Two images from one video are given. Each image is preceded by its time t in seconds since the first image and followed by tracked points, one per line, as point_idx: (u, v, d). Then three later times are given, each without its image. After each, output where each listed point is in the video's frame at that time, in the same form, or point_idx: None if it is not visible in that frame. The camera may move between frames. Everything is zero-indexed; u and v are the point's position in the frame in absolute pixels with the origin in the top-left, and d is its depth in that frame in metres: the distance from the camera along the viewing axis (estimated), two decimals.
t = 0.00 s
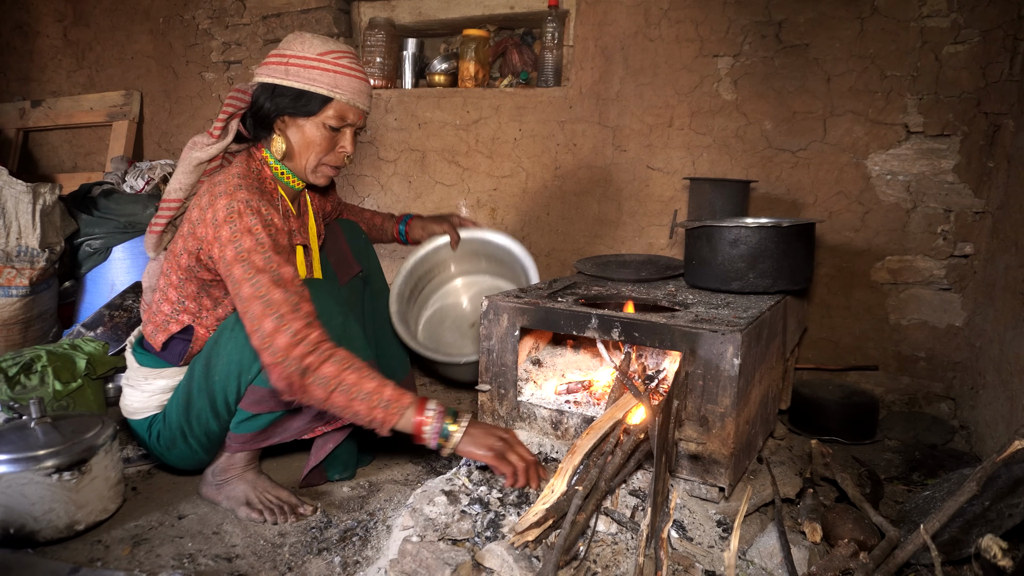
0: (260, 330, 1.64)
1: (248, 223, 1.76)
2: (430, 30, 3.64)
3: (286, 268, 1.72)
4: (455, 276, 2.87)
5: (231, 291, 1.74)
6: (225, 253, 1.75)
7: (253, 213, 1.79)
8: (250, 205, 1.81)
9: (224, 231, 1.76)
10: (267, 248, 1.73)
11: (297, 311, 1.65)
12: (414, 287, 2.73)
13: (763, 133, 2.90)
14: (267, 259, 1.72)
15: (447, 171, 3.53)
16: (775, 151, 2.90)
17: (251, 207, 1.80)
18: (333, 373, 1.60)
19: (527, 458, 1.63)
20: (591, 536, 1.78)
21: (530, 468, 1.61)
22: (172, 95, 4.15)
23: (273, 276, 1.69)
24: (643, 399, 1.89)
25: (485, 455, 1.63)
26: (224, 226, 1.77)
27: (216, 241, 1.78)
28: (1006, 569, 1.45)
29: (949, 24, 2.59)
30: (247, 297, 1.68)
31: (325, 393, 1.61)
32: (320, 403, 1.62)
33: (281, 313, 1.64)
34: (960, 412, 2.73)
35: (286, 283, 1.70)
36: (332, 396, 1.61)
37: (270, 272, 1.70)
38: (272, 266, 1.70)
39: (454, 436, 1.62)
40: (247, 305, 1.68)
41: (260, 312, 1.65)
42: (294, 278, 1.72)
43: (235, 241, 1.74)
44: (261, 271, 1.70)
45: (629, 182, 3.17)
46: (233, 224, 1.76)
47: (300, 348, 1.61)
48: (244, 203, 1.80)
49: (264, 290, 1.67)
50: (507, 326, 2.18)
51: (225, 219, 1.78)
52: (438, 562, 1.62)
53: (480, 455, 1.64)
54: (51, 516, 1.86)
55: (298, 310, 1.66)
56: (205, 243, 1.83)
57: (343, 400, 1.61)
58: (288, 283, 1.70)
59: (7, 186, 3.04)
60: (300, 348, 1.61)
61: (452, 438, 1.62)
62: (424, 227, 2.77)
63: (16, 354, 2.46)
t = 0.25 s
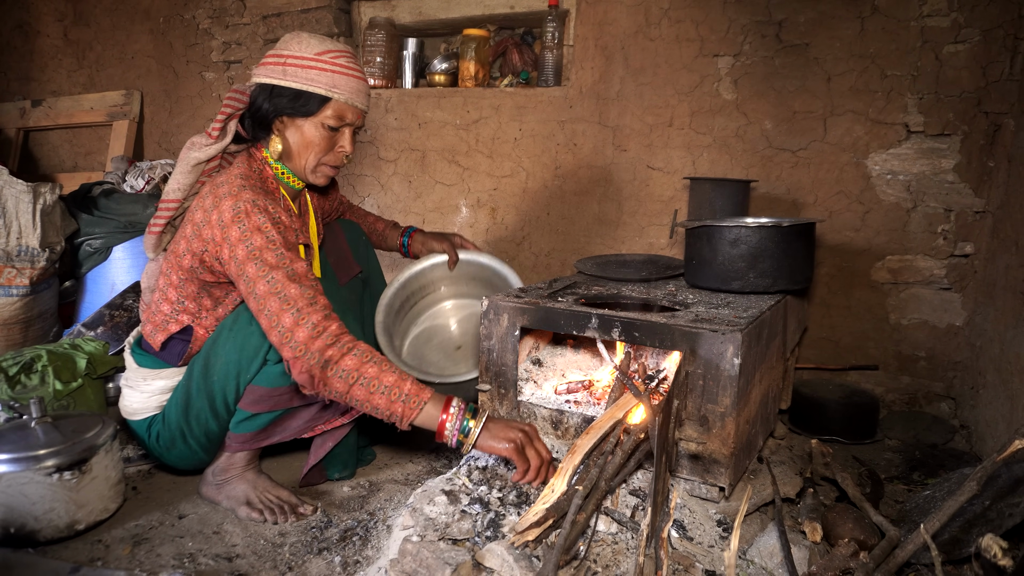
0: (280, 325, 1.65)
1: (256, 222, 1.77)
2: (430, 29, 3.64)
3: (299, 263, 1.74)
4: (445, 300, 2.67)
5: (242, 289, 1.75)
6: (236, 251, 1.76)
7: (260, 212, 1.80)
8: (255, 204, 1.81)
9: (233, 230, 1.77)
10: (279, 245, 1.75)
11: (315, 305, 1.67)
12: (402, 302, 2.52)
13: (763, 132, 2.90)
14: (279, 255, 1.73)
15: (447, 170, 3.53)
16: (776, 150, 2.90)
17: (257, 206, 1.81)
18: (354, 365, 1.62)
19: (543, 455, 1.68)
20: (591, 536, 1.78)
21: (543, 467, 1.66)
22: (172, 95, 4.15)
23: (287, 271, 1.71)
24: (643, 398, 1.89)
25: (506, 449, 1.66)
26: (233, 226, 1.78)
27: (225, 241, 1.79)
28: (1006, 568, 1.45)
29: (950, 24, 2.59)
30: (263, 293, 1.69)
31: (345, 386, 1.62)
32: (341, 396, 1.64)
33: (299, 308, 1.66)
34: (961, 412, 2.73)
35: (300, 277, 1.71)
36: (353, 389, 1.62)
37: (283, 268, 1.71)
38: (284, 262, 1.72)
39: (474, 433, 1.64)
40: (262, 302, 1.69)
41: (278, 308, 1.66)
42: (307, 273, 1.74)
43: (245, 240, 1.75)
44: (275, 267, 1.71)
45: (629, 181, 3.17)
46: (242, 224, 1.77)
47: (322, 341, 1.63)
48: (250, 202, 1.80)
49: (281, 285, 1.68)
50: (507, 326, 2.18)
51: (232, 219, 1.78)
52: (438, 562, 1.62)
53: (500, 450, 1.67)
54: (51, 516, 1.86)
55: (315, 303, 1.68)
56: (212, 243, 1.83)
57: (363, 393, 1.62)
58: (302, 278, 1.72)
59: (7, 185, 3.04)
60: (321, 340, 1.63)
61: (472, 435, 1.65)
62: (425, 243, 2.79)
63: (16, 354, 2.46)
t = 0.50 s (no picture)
0: (274, 336, 1.66)
1: (258, 227, 1.76)
2: (430, 29, 3.63)
3: (298, 272, 1.72)
4: (439, 323, 2.52)
5: (242, 293, 1.75)
6: (236, 256, 1.76)
7: (263, 216, 1.79)
8: (259, 208, 1.80)
9: (235, 234, 1.77)
10: (278, 251, 1.73)
11: (309, 316, 1.66)
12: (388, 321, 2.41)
13: (763, 132, 2.90)
14: (278, 262, 1.72)
15: (447, 170, 3.53)
16: (776, 150, 2.90)
17: (260, 210, 1.80)
18: (348, 378, 1.62)
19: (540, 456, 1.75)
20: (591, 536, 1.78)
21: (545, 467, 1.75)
22: (172, 95, 4.15)
23: (285, 280, 1.69)
24: (643, 398, 1.89)
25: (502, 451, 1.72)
26: (235, 230, 1.77)
27: (227, 245, 1.78)
28: (1006, 568, 1.45)
29: (950, 23, 2.59)
30: (260, 302, 1.70)
31: (341, 397, 1.63)
32: (337, 406, 1.66)
33: (294, 319, 1.65)
34: (961, 412, 2.73)
35: (298, 286, 1.70)
36: (348, 400, 1.63)
37: (281, 276, 1.70)
38: (283, 270, 1.70)
39: (470, 433, 1.66)
40: (259, 310, 1.70)
41: (273, 318, 1.67)
42: (305, 280, 1.72)
43: (246, 245, 1.75)
44: (273, 275, 1.70)
45: (629, 181, 3.17)
46: (243, 229, 1.76)
47: (314, 354, 1.63)
48: (254, 206, 1.80)
49: (277, 295, 1.68)
50: (507, 326, 2.18)
51: (235, 223, 1.78)
52: (438, 561, 1.62)
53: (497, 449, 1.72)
54: (51, 516, 1.86)
55: (310, 314, 1.67)
56: (214, 245, 1.84)
57: (358, 403, 1.63)
58: (299, 287, 1.70)
59: (7, 185, 3.04)
60: (315, 354, 1.63)
61: (467, 434, 1.66)
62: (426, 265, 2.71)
63: (16, 353, 2.45)
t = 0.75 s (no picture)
0: (251, 337, 1.67)
1: (254, 226, 1.77)
2: (430, 29, 3.63)
3: (287, 276, 1.74)
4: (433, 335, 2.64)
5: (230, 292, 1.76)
6: (229, 254, 1.76)
7: (261, 216, 1.79)
8: (259, 208, 1.80)
9: (230, 232, 1.77)
10: (271, 252, 1.74)
11: (289, 324, 1.68)
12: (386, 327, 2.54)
13: (764, 132, 2.90)
14: (268, 264, 1.73)
15: (447, 170, 3.53)
16: (776, 150, 2.90)
17: (260, 210, 1.80)
18: (319, 387, 1.64)
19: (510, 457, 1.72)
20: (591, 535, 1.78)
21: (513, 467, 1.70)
22: (172, 94, 4.15)
23: (273, 283, 1.71)
24: (643, 398, 1.89)
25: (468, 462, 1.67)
26: (231, 228, 1.77)
27: (222, 241, 1.78)
28: (1006, 568, 1.45)
29: (950, 24, 2.59)
30: (244, 301, 1.70)
31: (309, 405, 1.65)
32: (303, 413, 1.67)
33: (274, 322, 1.67)
34: (961, 412, 2.73)
35: (285, 291, 1.72)
36: (316, 408, 1.65)
37: (270, 279, 1.71)
38: (273, 272, 1.72)
39: (434, 449, 1.67)
40: (242, 310, 1.70)
41: (254, 319, 1.68)
42: (292, 287, 1.74)
43: (240, 243, 1.75)
44: (262, 275, 1.71)
45: (629, 181, 3.17)
46: (240, 227, 1.76)
47: (287, 360, 1.65)
48: (253, 205, 1.80)
49: (262, 296, 1.69)
50: (507, 325, 2.18)
51: (232, 221, 1.78)
52: (438, 561, 1.62)
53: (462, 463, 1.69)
54: (51, 515, 1.86)
55: (290, 320, 1.69)
56: (213, 243, 1.83)
57: (326, 412, 1.65)
58: (285, 292, 1.72)
59: (8, 185, 3.04)
60: (288, 360, 1.65)
61: (432, 451, 1.68)
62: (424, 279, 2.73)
63: (16, 353, 2.45)
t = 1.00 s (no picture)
0: (262, 336, 1.66)
1: (256, 227, 1.77)
2: (430, 28, 3.63)
3: (293, 274, 1.73)
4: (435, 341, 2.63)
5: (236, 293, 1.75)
6: (232, 255, 1.76)
7: (262, 217, 1.79)
8: (259, 208, 1.81)
9: (232, 233, 1.77)
10: (274, 252, 1.74)
11: (299, 320, 1.67)
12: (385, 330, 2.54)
13: (764, 132, 2.90)
14: (273, 263, 1.73)
15: (447, 170, 3.53)
16: (776, 150, 2.89)
17: (260, 210, 1.80)
18: (333, 382, 1.62)
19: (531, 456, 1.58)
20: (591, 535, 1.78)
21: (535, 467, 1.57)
22: (172, 94, 4.15)
23: (279, 281, 1.71)
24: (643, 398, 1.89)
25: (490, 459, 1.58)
26: (233, 229, 1.77)
27: (225, 243, 1.78)
28: (1006, 568, 1.45)
29: (950, 23, 2.59)
30: (251, 301, 1.70)
31: (326, 400, 1.63)
32: (321, 409, 1.65)
33: (284, 319, 1.66)
34: (961, 412, 2.73)
35: (292, 288, 1.71)
36: (333, 404, 1.63)
37: (275, 277, 1.71)
38: (278, 270, 1.71)
39: (455, 445, 1.59)
40: (250, 310, 1.70)
41: (263, 317, 1.67)
42: (299, 283, 1.73)
43: (243, 244, 1.75)
44: (268, 274, 1.71)
45: (629, 181, 3.17)
46: (242, 227, 1.76)
47: (301, 355, 1.63)
48: (254, 206, 1.80)
49: (269, 295, 1.69)
50: (507, 325, 2.18)
51: (234, 222, 1.78)
52: (438, 561, 1.62)
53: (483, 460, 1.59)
54: (51, 515, 1.86)
55: (300, 316, 1.68)
56: (214, 244, 1.83)
57: (343, 408, 1.62)
58: (292, 289, 1.71)
59: (8, 184, 3.04)
60: (301, 355, 1.63)
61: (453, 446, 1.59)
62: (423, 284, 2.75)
63: (16, 352, 2.45)
